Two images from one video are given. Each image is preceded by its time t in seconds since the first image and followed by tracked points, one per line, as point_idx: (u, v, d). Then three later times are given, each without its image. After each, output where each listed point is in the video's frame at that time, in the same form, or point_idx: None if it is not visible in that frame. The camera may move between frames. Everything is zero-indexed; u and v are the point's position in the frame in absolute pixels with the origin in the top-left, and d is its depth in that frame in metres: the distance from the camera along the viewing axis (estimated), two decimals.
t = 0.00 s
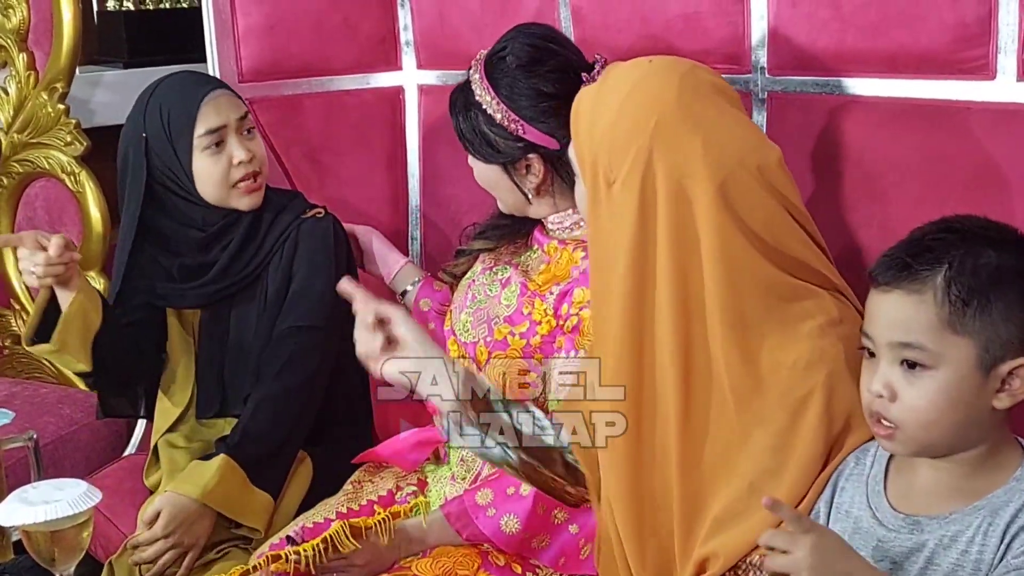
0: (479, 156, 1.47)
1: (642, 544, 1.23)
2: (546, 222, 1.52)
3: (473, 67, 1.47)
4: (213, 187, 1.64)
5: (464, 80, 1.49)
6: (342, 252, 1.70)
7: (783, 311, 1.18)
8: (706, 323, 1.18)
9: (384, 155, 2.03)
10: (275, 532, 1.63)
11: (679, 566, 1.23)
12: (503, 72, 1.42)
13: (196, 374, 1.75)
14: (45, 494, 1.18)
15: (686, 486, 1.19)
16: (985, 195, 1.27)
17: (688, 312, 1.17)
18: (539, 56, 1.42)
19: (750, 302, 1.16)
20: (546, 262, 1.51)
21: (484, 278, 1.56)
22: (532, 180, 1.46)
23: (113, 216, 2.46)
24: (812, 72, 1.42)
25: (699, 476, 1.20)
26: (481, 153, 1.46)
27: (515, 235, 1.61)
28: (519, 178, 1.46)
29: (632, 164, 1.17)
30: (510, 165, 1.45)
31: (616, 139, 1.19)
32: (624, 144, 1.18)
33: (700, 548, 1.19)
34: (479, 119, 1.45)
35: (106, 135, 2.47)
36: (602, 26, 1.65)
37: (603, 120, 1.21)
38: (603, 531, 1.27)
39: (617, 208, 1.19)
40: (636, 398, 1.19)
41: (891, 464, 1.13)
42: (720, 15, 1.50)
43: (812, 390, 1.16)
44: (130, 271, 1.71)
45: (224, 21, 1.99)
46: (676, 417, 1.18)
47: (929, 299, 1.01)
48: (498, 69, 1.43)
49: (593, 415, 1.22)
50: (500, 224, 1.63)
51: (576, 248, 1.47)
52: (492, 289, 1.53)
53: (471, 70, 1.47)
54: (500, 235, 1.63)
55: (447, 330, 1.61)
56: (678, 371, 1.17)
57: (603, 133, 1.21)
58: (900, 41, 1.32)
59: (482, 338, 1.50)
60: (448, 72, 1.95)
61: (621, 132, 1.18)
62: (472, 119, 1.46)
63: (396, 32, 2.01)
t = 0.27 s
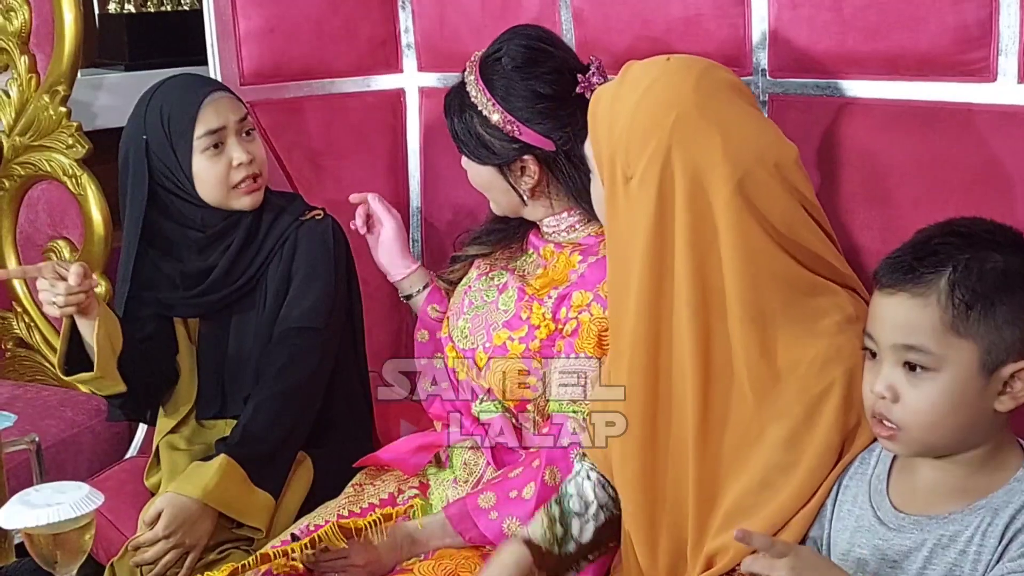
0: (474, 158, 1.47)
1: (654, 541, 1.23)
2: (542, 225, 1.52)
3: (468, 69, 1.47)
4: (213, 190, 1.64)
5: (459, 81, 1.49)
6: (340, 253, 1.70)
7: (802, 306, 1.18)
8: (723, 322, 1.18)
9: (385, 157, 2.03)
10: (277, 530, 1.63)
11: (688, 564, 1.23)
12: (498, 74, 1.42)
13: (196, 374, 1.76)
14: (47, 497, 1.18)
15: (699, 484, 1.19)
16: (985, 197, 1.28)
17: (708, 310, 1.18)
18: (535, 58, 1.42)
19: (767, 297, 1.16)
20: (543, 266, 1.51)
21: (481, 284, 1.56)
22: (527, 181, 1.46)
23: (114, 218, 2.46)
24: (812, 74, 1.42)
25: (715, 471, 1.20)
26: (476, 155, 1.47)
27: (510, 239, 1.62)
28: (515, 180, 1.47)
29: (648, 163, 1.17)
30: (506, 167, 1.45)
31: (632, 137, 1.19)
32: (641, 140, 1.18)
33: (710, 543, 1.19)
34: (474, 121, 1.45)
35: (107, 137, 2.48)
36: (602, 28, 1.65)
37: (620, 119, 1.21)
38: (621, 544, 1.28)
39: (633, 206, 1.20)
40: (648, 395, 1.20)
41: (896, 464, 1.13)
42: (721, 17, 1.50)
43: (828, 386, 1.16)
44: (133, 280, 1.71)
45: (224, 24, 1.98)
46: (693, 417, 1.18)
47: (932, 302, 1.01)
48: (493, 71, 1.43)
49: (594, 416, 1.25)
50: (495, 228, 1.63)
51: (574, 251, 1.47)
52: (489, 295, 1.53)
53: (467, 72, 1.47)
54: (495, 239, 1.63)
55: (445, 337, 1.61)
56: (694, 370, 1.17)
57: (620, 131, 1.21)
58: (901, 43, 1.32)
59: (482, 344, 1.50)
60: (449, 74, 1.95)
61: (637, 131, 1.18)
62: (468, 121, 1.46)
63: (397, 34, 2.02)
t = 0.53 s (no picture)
0: (468, 156, 1.47)
1: (655, 541, 1.23)
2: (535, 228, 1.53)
3: (464, 67, 1.47)
4: (212, 191, 1.64)
5: (455, 79, 1.49)
6: (337, 253, 1.70)
7: (806, 302, 1.17)
8: (722, 321, 1.18)
9: (384, 158, 2.04)
10: (276, 530, 1.63)
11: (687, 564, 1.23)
12: (495, 72, 1.42)
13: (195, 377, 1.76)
14: (45, 497, 1.18)
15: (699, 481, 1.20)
16: (983, 196, 1.28)
17: (706, 308, 1.18)
18: (531, 56, 1.42)
19: (769, 296, 1.15)
20: (539, 270, 1.51)
21: (475, 289, 1.56)
22: (521, 180, 1.46)
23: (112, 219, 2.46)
24: (810, 74, 1.43)
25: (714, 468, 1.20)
26: (470, 152, 1.46)
27: (504, 241, 1.62)
28: (508, 179, 1.47)
29: (646, 162, 1.17)
30: (500, 165, 1.45)
31: (631, 137, 1.19)
32: (640, 140, 1.18)
33: (708, 543, 1.20)
34: (469, 118, 1.45)
35: (106, 138, 2.48)
36: (600, 28, 1.65)
37: (618, 117, 1.21)
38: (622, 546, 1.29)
39: (630, 204, 1.20)
40: (646, 392, 1.20)
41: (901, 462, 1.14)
42: (719, 17, 1.50)
43: (828, 386, 1.16)
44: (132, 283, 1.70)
45: (223, 25, 1.98)
46: (692, 414, 1.19)
47: (927, 298, 1.01)
48: (489, 69, 1.43)
49: (593, 415, 1.27)
50: (489, 231, 1.64)
51: (569, 254, 1.47)
52: (483, 301, 1.53)
53: (462, 70, 1.47)
54: (489, 242, 1.63)
55: (440, 342, 1.62)
56: (691, 368, 1.18)
57: (617, 129, 1.21)
58: (898, 43, 1.32)
59: (478, 350, 1.51)
60: (447, 74, 1.95)
61: (635, 129, 1.18)
62: (462, 118, 1.46)
63: (395, 35, 2.02)
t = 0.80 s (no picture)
0: (465, 155, 1.47)
1: (655, 541, 1.23)
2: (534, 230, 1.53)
3: (463, 66, 1.47)
4: (211, 194, 1.64)
5: (454, 79, 1.49)
6: (338, 254, 1.71)
7: (804, 302, 1.17)
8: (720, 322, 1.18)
9: (385, 158, 2.04)
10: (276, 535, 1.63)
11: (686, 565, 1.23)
12: (494, 72, 1.42)
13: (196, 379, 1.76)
14: (49, 497, 1.18)
15: (698, 481, 1.20)
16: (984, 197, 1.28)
17: (703, 308, 1.18)
18: (530, 57, 1.42)
19: (768, 296, 1.15)
20: (538, 273, 1.51)
21: (473, 292, 1.56)
22: (518, 182, 1.46)
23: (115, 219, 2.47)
24: (811, 75, 1.43)
25: (712, 467, 1.21)
26: (468, 152, 1.46)
27: (502, 242, 1.62)
28: (506, 180, 1.47)
29: (641, 165, 1.17)
30: (499, 165, 1.46)
31: (626, 137, 1.19)
32: (635, 140, 1.18)
33: (708, 545, 1.20)
34: (468, 118, 1.45)
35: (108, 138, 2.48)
36: (601, 29, 1.66)
37: (614, 117, 1.21)
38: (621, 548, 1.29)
39: (628, 204, 1.20)
40: (644, 393, 1.21)
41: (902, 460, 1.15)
42: (720, 18, 1.50)
43: (826, 390, 1.16)
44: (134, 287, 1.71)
45: (225, 25, 1.97)
46: (689, 414, 1.19)
47: (929, 298, 1.02)
48: (488, 68, 1.43)
49: (592, 415, 1.26)
50: (486, 232, 1.64)
51: (568, 257, 1.48)
52: (482, 304, 1.54)
53: (461, 69, 1.47)
54: (487, 243, 1.63)
55: (439, 345, 1.62)
56: (688, 369, 1.18)
57: (613, 130, 1.21)
58: (899, 43, 1.32)
59: (478, 354, 1.51)
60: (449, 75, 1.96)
61: (630, 130, 1.18)
62: (461, 118, 1.46)
63: (397, 35, 2.02)
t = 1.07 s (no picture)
0: (465, 156, 1.47)
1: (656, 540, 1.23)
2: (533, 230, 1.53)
3: (463, 67, 1.47)
4: (202, 201, 1.65)
5: (454, 80, 1.49)
6: (334, 256, 1.70)
7: (805, 302, 1.17)
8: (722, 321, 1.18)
9: (386, 159, 2.04)
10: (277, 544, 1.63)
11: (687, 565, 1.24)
12: (494, 74, 1.42)
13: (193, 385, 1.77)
14: (51, 497, 1.18)
15: (698, 481, 1.20)
16: (986, 197, 1.28)
17: (705, 308, 1.18)
18: (530, 59, 1.42)
19: (769, 296, 1.15)
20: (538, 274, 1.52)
21: (472, 294, 1.56)
22: (518, 184, 1.46)
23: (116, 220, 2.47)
24: (813, 75, 1.43)
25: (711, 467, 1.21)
26: (466, 154, 1.46)
27: (501, 242, 1.62)
28: (506, 182, 1.47)
29: (646, 164, 1.17)
30: (497, 168, 1.46)
31: (630, 135, 1.19)
32: (639, 138, 1.18)
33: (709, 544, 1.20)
34: (466, 120, 1.45)
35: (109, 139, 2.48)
36: (602, 29, 1.66)
37: (618, 114, 1.21)
38: (619, 546, 1.30)
39: (631, 200, 1.20)
40: (647, 392, 1.21)
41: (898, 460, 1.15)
42: (721, 18, 1.50)
43: (828, 389, 1.16)
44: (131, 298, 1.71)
45: (226, 26, 1.98)
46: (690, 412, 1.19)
47: (925, 294, 1.02)
48: (488, 70, 1.43)
49: (592, 415, 1.28)
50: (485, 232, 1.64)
51: (568, 258, 1.48)
52: (482, 305, 1.53)
53: (461, 70, 1.47)
54: (487, 242, 1.63)
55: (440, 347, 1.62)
56: (689, 368, 1.18)
57: (616, 127, 1.21)
58: (900, 43, 1.33)
59: (479, 355, 1.51)
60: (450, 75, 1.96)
61: (633, 129, 1.18)
62: (459, 120, 1.46)
63: (397, 35, 2.02)
